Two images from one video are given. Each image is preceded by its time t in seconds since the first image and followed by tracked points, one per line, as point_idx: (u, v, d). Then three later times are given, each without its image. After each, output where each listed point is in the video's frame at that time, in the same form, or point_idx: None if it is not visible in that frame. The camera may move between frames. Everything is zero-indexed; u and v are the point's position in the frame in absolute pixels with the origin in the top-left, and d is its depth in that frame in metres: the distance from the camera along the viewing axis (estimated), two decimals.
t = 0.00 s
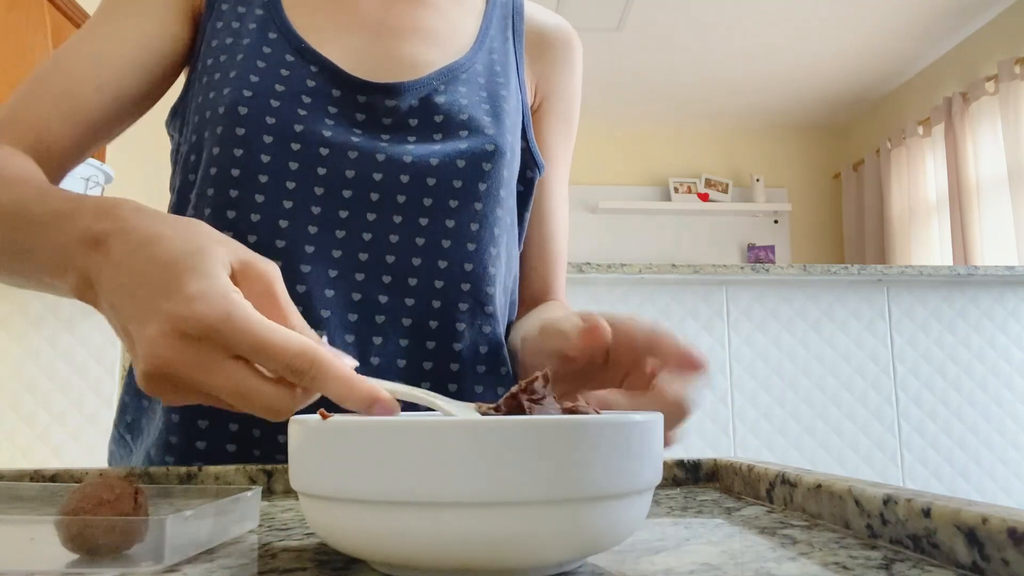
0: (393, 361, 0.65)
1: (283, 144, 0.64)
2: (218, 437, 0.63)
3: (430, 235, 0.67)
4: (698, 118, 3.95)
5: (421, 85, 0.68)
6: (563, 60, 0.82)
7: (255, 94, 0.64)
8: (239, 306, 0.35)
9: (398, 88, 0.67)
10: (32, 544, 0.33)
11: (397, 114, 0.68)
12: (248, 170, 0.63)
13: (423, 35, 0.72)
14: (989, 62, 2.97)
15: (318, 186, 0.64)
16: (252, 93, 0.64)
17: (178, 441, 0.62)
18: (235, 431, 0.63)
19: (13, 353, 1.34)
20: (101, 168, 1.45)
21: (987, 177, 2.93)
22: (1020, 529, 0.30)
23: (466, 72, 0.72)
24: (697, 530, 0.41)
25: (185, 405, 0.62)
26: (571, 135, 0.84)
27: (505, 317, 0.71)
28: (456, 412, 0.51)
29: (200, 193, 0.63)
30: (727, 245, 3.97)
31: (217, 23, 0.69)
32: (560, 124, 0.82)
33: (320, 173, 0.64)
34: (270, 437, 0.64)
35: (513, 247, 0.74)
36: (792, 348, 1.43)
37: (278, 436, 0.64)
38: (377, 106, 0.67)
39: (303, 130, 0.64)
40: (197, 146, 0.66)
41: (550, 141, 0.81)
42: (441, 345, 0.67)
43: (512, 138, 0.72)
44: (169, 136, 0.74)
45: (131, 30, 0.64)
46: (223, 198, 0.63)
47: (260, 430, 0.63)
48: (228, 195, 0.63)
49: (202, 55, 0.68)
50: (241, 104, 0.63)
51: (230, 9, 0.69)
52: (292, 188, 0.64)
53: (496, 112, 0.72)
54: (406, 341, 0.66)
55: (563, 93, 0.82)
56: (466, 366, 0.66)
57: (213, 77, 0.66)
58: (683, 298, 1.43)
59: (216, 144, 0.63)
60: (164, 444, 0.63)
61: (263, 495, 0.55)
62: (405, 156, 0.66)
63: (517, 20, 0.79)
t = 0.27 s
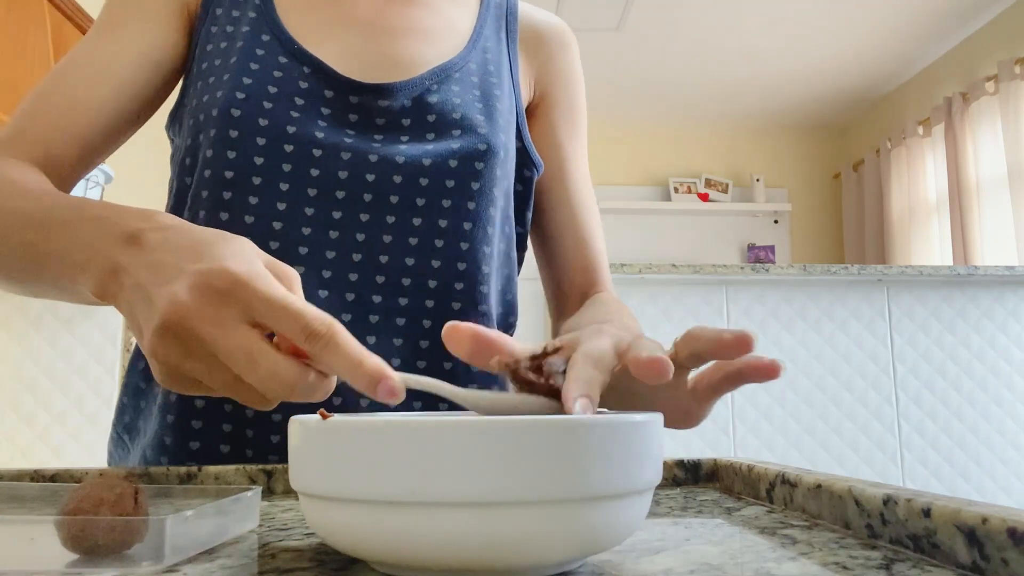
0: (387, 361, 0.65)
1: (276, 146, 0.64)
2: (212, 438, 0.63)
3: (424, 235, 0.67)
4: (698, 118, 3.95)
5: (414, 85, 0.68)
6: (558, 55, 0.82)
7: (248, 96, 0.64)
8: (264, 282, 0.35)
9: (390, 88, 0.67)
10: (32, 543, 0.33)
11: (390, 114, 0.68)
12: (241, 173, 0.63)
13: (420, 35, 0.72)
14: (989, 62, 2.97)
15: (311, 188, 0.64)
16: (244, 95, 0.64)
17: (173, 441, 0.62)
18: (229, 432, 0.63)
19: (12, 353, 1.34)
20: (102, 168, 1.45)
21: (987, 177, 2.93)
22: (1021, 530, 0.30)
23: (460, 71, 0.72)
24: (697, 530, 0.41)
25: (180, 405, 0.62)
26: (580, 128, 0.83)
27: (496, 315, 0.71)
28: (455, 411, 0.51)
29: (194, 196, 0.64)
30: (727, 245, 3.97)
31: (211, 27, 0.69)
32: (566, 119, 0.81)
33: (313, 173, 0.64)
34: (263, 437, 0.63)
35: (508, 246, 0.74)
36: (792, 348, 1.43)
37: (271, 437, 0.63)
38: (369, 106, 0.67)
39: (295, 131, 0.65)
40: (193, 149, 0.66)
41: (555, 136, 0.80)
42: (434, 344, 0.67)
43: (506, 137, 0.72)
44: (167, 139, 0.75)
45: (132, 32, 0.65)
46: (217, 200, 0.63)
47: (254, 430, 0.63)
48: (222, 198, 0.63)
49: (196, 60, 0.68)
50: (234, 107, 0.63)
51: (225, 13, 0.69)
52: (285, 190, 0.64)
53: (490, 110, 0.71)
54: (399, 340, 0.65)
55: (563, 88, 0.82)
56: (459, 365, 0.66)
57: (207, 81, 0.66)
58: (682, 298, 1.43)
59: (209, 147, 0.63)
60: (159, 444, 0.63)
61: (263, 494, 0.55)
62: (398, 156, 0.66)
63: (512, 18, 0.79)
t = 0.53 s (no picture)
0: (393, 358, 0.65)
1: (281, 145, 0.64)
2: (218, 437, 0.63)
3: (429, 231, 0.67)
4: (698, 118, 3.95)
5: (417, 81, 0.69)
6: (557, 51, 0.81)
7: (251, 94, 0.64)
8: (263, 263, 0.36)
9: (393, 84, 0.68)
10: (33, 543, 0.33)
11: (393, 111, 0.68)
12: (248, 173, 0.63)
13: (419, 33, 0.72)
14: (989, 62, 2.97)
15: (316, 186, 0.64)
16: (248, 94, 0.64)
17: (179, 441, 0.62)
18: (233, 432, 0.63)
19: (12, 353, 1.34)
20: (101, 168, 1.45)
21: (987, 177, 2.93)
22: (1020, 530, 0.30)
23: (462, 66, 0.72)
24: (697, 530, 0.41)
25: (186, 405, 0.62)
26: (575, 123, 0.82)
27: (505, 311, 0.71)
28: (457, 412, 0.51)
29: (201, 196, 0.64)
30: (726, 245, 3.98)
31: (210, 27, 0.69)
32: (561, 113, 0.81)
33: (318, 172, 0.64)
34: (271, 436, 0.63)
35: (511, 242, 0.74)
36: (791, 348, 1.43)
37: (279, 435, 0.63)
38: (373, 103, 0.67)
39: (300, 130, 0.65)
40: (197, 150, 0.66)
41: (549, 132, 0.80)
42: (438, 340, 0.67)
43: (510, 132, 0.72)
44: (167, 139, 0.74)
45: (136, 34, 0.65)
46: (224, 200, 0.63)
47: (261, 429, 0.63)
48: (228, 197, 0.63)
49: (195, 61, 0.68)
50: (238, 105, 0.63)
51: (223, 14, 0.69)
52: (291, 188, 0.64)
53: (493, 106, 0.71)
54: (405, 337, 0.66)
55: (560, 84, 0.81)
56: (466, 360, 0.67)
57: (208, 81, 0.66)
58: (683, 298, 1.43)
59: (214, 146, 0.63)
60: (164, 444, 0.63)
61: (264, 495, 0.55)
62: (403, 153, 0.66)
63: (510, 15, 0.79)
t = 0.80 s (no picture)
0: (384, 356, 0.65)
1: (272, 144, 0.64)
2: (213, 435, 0.63)
3: (419, 230, 0.67)
4: (698, 118, 3.95)
5: (409, 78, 0.68)
6: (559, 50, 0.81)
7: (242, 93, 0.64)
8: (304, 161, 0.37)
9: (385, 81, 0.68)
10: (32, 543, 0.33)
11: (385, 107, 0.68)
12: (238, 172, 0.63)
13: (418, 32, 0.72)
14: (989, 62, 2.97)
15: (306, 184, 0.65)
16: (239, 93, 0.64)
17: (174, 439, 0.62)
18: (230, 429, 0.63)
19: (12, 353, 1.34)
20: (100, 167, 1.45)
21: (987, 177, 2.93)
22: (1020, 530, 0.30)
23: (456, 63, 0.71)
24: (697, 530, 0.41)
25: (182, 402, 0.62)
26: (573, 121, 0.82)
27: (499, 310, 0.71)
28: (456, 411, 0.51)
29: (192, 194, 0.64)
30: (726, 245, 3.97)
31: (207, 27, 0.68)
32: (557, 110, 0.81)
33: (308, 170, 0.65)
34: (262, 434, 0.62)
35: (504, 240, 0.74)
36: (791, 348, 1.43)
37: (269, 432, 0.62)
38: (365, 100, 0.67)
39: (292, 128, 0.65)
40: (190, 149, 0.66)
41: (545, 128, 0.80)
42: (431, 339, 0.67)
43: (503, 130, 0.72)
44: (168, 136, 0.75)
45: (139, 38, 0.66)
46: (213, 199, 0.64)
47: (253, 427, 0.63)
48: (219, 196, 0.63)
49: (191, 61, 0.68)
50: (229, 104, 0.64)
51: (220, 15, 0.69)
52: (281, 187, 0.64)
53: (486, 103, 0.71)
54: (397, 335, 0.66)
55: (559, 81, 0.81)
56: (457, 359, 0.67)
57: (202, 81, 0.66)
58: (682, 298, 1.43)
59: (205, 145, 0.64)
60: (161, 442, 0.63)
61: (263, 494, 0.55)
62: (393, 151, 0.66)
63: (510, 14, 0.78)
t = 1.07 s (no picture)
0: (380, 355, 0.65)
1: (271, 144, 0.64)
2: (211, 434, 0.63)
3: (416, 230, 0.67)
4: (698, 118, 3.95)
5: (408, 78, 0.68)
6: (559, 50, 0.81)
7: (242, 93, 0.64)
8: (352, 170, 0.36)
9: (383, 81, 0.68)
10: (32, 543, 0.33)
11: (384, 108, 0.68)
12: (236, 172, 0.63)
13: (418, 32, 0.72)
14: (989, 62, 2.97)
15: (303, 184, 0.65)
16: (238, 93, 0.64)
17: (170, 437, 0.62)
18: (228, 427, 0.63)
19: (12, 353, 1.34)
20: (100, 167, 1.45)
21: (987, 178, 2.93)
22: (1020, 530, 0.29)
23: (456, 63, 0.71)
24: (697, 530, 0.41)
25: (179, 400, 0.62)
26: (574, 120, 0.82)
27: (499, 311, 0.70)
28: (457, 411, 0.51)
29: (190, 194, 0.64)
30: (727, 245, 3.98)
31: (210, 30, 0.69)
32: (560, 108, 0.80)
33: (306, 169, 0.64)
34: (259, 432, 0.62)
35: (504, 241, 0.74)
36: (791, 348, 1.43)
37: (267, 430, 0.62)
38: (363, 100, 0.67)
39: (291, 128, 0.65)
40: (190, 149, 0.66)
41: (547, 126, 0.79)
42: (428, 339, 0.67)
43: (502, 130, 0.72)
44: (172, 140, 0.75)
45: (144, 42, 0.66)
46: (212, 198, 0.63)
47: (251, 426, 0.63)
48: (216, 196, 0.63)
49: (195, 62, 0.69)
50: (228, 104, 0.64)
51: (222, 16, 0.69)
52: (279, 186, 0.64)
53: (485, 103, 0.71)
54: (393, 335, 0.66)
55: (560, 80, 0.81)
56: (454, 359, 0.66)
57: (204, 81, 0.66)
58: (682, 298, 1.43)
59: (204, 145, 0.64)
60: (159, 440, 0.63)
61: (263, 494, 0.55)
62: (391, 151, 0.66)
63: (512, 15, 0.79)
